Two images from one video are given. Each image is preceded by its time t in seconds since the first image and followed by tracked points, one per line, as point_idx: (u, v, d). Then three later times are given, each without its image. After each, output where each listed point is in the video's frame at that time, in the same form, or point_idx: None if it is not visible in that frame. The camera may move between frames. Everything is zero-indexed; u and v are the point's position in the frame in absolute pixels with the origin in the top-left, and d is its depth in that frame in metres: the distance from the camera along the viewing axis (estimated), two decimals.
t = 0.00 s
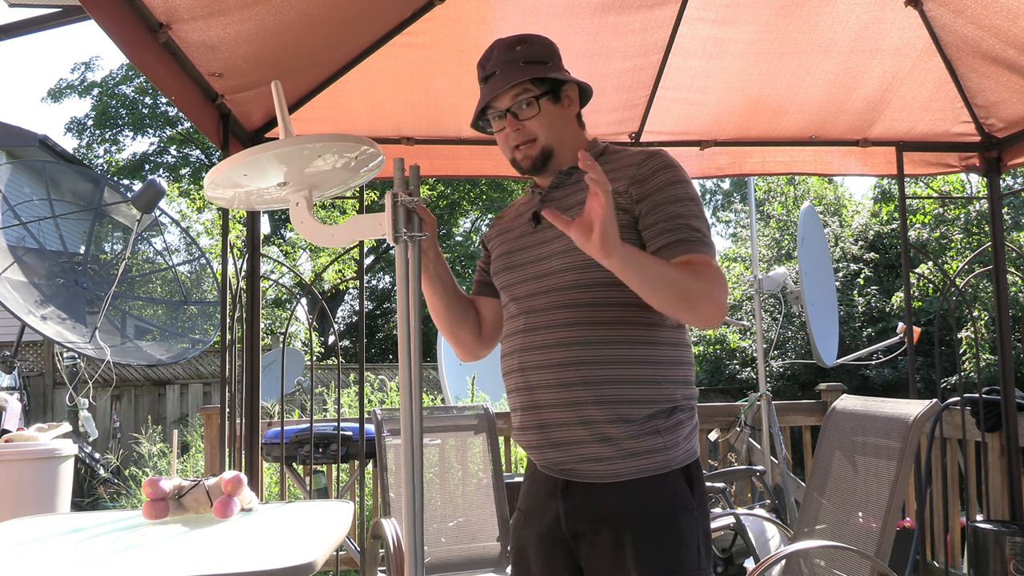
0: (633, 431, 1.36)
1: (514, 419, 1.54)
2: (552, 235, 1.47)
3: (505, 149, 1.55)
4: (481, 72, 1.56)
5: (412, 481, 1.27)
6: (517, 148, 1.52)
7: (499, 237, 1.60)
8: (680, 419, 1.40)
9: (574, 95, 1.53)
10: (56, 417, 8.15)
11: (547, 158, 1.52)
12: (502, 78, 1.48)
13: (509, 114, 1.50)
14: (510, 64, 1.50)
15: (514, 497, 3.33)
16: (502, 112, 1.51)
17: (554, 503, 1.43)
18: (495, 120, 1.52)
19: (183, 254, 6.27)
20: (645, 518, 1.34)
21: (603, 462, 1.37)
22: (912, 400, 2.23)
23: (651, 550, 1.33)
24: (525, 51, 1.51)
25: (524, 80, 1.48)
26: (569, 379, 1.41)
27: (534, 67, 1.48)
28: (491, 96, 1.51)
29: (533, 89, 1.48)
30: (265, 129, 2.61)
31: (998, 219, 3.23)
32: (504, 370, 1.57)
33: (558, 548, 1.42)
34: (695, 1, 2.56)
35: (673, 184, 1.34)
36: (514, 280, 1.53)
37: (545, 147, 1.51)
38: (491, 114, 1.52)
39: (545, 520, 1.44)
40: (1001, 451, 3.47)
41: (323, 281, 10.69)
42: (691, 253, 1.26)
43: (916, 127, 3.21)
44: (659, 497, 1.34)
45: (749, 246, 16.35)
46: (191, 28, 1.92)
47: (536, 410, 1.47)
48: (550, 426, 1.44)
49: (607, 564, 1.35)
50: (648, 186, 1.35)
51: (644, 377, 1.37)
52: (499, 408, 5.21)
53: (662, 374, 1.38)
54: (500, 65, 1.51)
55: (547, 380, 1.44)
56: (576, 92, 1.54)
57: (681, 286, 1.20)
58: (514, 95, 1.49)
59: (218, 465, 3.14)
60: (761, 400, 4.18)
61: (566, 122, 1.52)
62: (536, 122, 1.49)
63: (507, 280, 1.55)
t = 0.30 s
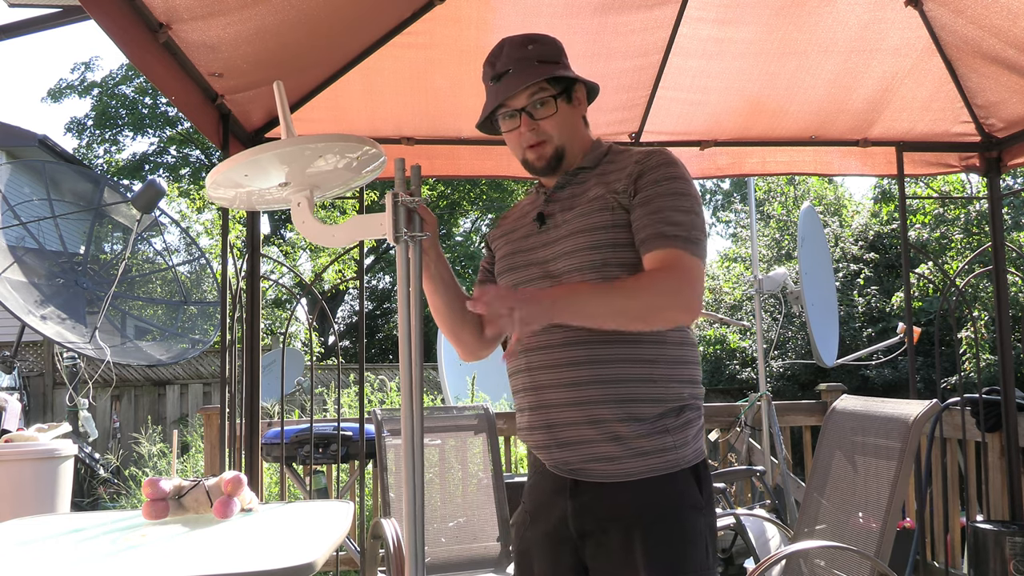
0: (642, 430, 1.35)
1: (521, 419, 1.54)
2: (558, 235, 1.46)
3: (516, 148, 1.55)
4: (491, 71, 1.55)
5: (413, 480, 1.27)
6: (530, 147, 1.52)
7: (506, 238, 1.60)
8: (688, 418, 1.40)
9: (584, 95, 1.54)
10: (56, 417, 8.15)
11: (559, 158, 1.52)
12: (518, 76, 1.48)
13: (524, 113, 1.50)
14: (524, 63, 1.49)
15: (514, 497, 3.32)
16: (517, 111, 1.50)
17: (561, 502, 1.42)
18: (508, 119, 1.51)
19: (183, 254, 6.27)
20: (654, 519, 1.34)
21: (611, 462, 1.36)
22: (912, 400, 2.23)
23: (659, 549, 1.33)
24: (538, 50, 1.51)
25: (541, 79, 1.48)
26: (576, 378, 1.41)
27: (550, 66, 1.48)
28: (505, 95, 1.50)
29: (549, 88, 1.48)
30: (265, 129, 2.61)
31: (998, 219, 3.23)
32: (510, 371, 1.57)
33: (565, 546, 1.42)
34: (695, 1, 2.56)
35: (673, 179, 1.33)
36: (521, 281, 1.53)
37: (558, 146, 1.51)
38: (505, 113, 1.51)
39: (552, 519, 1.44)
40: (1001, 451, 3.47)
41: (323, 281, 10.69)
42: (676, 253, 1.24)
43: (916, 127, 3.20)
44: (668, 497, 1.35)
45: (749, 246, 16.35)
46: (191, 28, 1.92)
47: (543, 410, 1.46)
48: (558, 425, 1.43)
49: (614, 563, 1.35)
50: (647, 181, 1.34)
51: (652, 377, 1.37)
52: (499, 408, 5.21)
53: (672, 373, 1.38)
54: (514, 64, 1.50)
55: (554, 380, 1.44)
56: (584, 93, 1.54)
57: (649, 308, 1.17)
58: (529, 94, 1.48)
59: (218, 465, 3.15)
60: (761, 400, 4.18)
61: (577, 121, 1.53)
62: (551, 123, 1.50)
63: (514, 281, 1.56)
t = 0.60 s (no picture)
0: (642, 433, 1.35)
1: (523, 421, 1.54)
2: (558, 236, 1.46)
3: (514, 150, 1.55)
4: (487, 74, 1.55)
5: (413, 480, 1.26)
6: (528, 150, 1.53)
7: (507, 239, 1.60)
8: (688, 419, 1.40)
9: (582, 94, 1.52)
10: (56, 417, 8.15)
11: (558, 159, 1.52)
12: (512, 80, 1.47)
13: (520, 116, 1.50)
14: (519, 66, 1.49)
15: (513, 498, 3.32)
16: (513, 115, 1.50)
17: (562, 503, 1.43)
18: (505, 123, 1.51)
19: (183, 254, 6.27)
20: (654, 519, 1.34)
21: (611, 464, 1.37)
22: (912, 400, 2.23)
23: (660, 549, 1.33)
24: (533, 52, 1.50)
25: (535, 82, 1.47)
26: (577, 380, 1.40)
27: (544, 68, 1.47)
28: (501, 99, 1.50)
29: (544, 90, 1.48)
30: (265, 129, 2.61)
31: (998, 220, 3.23)
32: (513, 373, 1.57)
33: (566, 547, 1.42)
34: (695, 1, 2.56)
35: (672, 178, 1.33)
36: (523, 284, 1.53)
37: (556, 147, 1.51)
38: (502, 117, 1.51)
39: (552, 520, 1.44)
40: (1001, 451, 3.47)
41: (323, 281, 10.70)
42: (675, 258, 1.24)
43: (916, 127, 3.20)
44: (668, 497, 1.34)
45: (749, 247, 16.35)
46: (191, 28, 1.92)
47: (545, 412, 1.46)
48: (559, 428, 1.43)
49: (615, 564, 1.35)
50: (646, 181, 1.35)
51: (652, 379, 1.37)
52: (499, 408, 5.22)
53: (672, 374, 1.38)
54: (509, 67, 1.50)
55: (555, 382, 1.44)
56: (582, 92, 1.53)
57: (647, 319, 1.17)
58: (525, 98, 1.48)
59: (218, 466, 3.14)
60: (761, 400, 4.18)
61: (575, 121, 1.52)
62: (548, 125, 1.50)
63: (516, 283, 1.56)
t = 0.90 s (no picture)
0: (644, 432, 1.36)
1: (523, 420, 1.54)
2: (560, 236, 1.46)
3: (517, 148, 1.55)
4: (491, 72, 1.54)
5: (414, 479, 1.27)
6: (531, 148, 1.52)
7: (508, 239, 1.60)
8: (689, 420, 1.40)
9: (585, 93, 1.52)
10: (56, 417, 8.15)
11: (560, 158, 1.52)
12: (516, 79, 1.47)
13: (524, 115, 1.49)
14: (523, 64, 1.48)
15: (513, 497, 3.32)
16: (517, 113, 1.50)
17: (563, 503, 1.43)
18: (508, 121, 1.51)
19: (183, 254, 6.26)
20: (655, 519, 1.34)
21: (612, 464, 1.37)
22: (912, 400, 2.23)
23: (661, 549, 1.33)
24: (537, 50, 1.50)
25: (540, 81, 1.46)
26: (579, 380, 1.41)
27: (548, 67, 1.47)
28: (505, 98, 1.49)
29: (548, 89, 1.47)
30: (265, 129, 2.61)
31: (998, 220, 3.23)
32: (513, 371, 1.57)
33: (566, 547, 1.42)
34: (695, 1, 2.56)
35: (676, 177, 1.33)
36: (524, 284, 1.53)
37: (559, 147, 1.51)
38: (505, 115, 1.51)
39: (552, 520, 1.44)
40: (1001, 451, 3.47)
41: (323, 281, 10.70)
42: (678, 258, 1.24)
43: (916, 127, 3.20)
44: (669, 498, 1.35)
45: (749, 247, 16.35)
46: (191, 28, 1.92)
47: (547, 411, 1.46)
48: (560, 427, 1.43)
49: (615, 564, 1.35)
50: (650, 181, 1.35)
51: (654, 378, 1.37)
52: (499, 407, 5.22)
53: (674, 374, 1.38)
54: (513, 66, 1.49)
55: (557, 382, 1.44)
56: (587, 91, 1.53)
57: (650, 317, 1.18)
58: (529, 96, 1.48)
59: (218, 466, 3.14)
60: (761, 400, 4.17)
61: (578, 120, 1.52)
62: (551, 124, 1.49)
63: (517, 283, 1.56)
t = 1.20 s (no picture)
0: (648, 429, 1.36)
1: (523, 416, 1.54)
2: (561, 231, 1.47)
3: (527, 143, 1.55)
4: (503, 67, 1.55)
5: (414, 478, 1.27)
6: (541, 143, 1.52)
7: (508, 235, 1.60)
8: (692, 419, 1.40)
9: (594, 92, 1.54)
10: (56, 417, 8.16)
11: (570, 154, 1.51)
12: (531, 70, 1.48)
13: (537, 107, 1.50)
14: (537, 58, 1.50)
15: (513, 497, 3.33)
16: (529, 106, 1.51)
17: (564, 502, 1.42)
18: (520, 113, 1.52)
19: (183, 254, 6.27)
20: (658, 518, 1.34)
21: (615, 460, 1.37)
22: (912, 400, 2.23)
23: (663, 549, 1.33)
24: (550, 47, 1.52)
25: (553, 74, 1.48)
26: (582, 376, 1.40)
27: (561, 61, 1.49)
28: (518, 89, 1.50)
29: (561, 84, 1.49)
30: (265, 129, 2.61)
31: (998, 220, 3.23)
32: (513, 367, 1.57)
33: (567, 547, 1.41)
34: (695, 1, 2.56)
35: (678, 172, 1.32)
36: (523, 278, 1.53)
37: (570, 143, 1.51)
38: (518, 106, 1.51)
39: (553, 519, 1.43)
40: (1001, 451, 3.47)
41: (323, 281, 10.71)
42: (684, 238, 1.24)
43: (916, 127, 3.20)
44: (671, 497, 1.35)
45: (749, 247, 16.35)
46: (191, 28, 1.92)
47: (548, 407, 1.46)
48: (562, 423, 1.43)
49: (617, 562, 1.35)
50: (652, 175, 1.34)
51: (657, 375, 1.37)
52: (499, 407, 5.22)
53: (676, 371, 1.39)
54: (526, 59, 1.51)
55: (558, 377, 1.44)
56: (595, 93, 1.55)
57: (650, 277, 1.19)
58: (542, 88, 1.49)
59: (218, 466, 3.14)
60: (762, 400, 4.17)
61: (588, 118, 1.53)
62: (564, 117, 1.50)
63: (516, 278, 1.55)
